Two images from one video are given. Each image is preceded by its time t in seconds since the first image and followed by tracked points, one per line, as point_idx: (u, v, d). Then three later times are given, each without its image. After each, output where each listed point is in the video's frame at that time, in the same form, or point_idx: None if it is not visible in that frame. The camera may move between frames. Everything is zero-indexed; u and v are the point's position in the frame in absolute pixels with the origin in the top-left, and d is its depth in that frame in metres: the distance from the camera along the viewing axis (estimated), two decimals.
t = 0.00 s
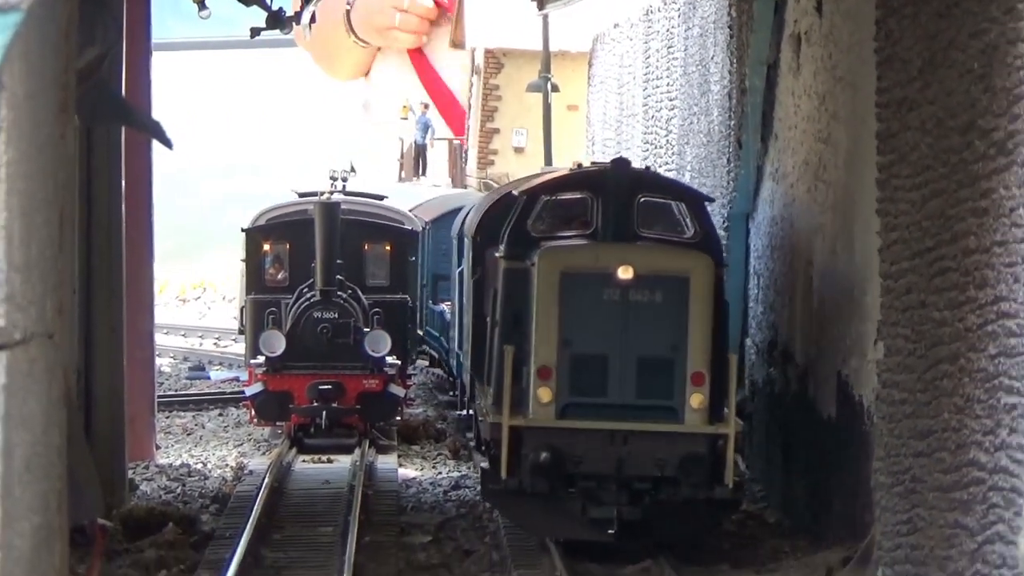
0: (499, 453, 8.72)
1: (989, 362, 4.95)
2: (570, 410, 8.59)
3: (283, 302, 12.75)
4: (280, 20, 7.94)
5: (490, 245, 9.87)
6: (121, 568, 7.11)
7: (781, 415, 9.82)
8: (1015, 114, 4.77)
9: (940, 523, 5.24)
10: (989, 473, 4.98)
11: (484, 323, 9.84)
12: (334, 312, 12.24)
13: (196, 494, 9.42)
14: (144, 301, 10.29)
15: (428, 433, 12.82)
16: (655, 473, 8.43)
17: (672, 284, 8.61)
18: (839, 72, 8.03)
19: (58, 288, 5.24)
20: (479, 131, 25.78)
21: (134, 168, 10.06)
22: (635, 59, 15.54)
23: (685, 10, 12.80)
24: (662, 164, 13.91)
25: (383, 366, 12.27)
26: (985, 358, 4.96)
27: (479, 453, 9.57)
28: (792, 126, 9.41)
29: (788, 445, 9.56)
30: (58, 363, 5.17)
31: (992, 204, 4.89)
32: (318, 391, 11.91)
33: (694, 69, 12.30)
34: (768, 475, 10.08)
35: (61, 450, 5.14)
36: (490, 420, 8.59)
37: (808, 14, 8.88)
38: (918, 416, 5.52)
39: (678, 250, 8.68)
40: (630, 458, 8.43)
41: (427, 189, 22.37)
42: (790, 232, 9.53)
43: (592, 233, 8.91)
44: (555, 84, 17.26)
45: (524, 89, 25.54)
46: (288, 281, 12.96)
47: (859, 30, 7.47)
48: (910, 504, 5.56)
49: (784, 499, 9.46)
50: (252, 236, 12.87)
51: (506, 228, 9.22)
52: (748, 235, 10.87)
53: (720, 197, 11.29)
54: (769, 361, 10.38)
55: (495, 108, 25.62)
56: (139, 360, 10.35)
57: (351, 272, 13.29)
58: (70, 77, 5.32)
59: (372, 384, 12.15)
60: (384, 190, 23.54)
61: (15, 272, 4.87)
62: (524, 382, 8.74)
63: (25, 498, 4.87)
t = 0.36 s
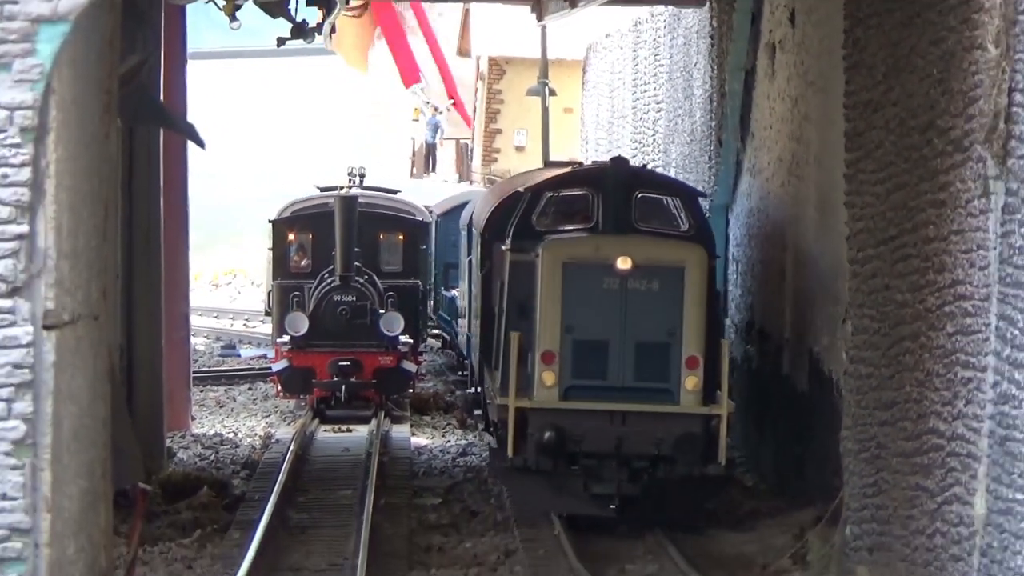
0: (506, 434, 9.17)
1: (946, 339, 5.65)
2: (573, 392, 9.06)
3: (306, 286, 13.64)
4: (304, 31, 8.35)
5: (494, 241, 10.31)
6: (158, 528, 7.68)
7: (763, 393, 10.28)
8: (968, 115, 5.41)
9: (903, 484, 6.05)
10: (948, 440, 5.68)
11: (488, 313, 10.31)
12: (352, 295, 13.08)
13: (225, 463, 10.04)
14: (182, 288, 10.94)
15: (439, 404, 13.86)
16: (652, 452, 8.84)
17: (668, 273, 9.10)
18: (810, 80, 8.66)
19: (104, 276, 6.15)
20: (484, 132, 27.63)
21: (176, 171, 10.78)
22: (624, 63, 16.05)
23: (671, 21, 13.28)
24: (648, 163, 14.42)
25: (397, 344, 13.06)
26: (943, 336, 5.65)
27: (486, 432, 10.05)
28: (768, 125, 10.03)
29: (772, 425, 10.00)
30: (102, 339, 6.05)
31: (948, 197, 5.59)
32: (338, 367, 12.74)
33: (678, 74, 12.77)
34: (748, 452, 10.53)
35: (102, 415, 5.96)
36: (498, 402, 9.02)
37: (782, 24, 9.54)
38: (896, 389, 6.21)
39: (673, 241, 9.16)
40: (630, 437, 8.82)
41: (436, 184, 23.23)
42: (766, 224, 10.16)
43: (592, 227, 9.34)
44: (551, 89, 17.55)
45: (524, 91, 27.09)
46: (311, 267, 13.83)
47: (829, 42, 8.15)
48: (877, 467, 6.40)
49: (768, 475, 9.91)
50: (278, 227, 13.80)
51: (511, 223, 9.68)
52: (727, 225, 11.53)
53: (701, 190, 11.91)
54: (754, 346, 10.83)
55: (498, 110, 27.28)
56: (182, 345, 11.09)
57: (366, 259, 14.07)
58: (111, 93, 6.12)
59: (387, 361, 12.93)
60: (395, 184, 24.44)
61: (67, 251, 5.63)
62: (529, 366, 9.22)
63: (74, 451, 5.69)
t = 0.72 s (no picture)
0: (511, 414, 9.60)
1: (909, 318, 6.52)
2: (574, 375, 9.54)
3: (326, 271, 14.31)
4: (323, 38, 8.76)
5: (498, 236, 10.79)
6: (192, 492, 8.31)
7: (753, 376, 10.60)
8: (928, 114, 6.24)
9: (871, 450, 6.91)
10: (912, 410, 6.51)
11: (495, 303, 10.80)
12: (368, 280, 13.91)
13: (253, 433, 10.67)
14: (211, 268, 11.65)
15: (447, 378, 14.86)
16: (650, 430, 9.27)
17: (663, 262, 9.59)
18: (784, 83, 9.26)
19: (142, 263, 6.79)
20: (485, 131, 28.74)
21: (207, 166, 11.43)
22: (614, 66, 16.61)
23: (657, 29, 13.88)
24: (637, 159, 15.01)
25: (408, 324, 14.03)
26: (907, 315, 6.52)
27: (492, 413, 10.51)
28: (747, 125, 10.61)
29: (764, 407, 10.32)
30: (138, 322, 6.73)
31: (912, 188, 6.45)
32: (355, 345, 13.65)
33: (664, 77, 13.35)
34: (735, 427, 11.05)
35: (134, 393, 6.62)
36: (503, 384, 9.49)
37: (759, 31, 10.09)
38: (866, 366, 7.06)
39: (667, 231, 9.66)
40: (628, 417, 9.29)
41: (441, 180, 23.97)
42: (745, 218, 10.81)
43: (592, 219, 9.82)
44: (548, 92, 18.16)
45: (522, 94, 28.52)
46: (330, 254, 14.62)
47: (803, 47, 8.75)
48: (846, 435, 7.29)
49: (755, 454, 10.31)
50: (300, 217, 14.63)
51: (516, 215, 10.17)
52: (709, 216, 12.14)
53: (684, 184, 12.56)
54: (744, 331, 11.20)
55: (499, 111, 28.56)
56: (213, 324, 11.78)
57: (380, 248, 14.85)
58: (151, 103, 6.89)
59: (399, 339, 13.91)
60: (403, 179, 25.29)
61: (108, 241, 6.23)
62: (533, 351, 9.68)
63: (116, 425, 6.33)
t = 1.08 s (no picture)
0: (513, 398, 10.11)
1: (875, 300, 7.35)
2: (575, 360, 10.03)
3: (341, 258, 15.57)
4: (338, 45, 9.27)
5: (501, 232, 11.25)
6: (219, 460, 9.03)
7: (741, 362, 11.05)
8: (892, 113, 7.03)
9: (840, 422, 7.75)
10: (877, 383, 7.34)
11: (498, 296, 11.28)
12: (379, 266, 15.20)
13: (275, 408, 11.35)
14: (235, 260, 12.30)
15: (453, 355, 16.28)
16: (645, 413, 9.81)
17: (658, 253, 10.10)
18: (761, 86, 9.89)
19: (172, 249, 7.30)
20: (486, 129, 29.43)
21: (233, 163, 12.04)
22: (604, 69, 17.16)
23: (643, 36, 14.47)
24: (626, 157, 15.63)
25: (417, 307, 15.31)
26: (873, 297, 7.35)
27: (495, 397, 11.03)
28: (723, 123, 11.24)
29: (754, 393, 10.75)
30: (168, 304, 7.16)
31: (877, 180, 7.26)
32: (368, 325, 14.91)
33: (650, 81, 13.97)
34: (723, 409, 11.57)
35: (168, 368, 7.11)
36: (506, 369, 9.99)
37: (737, 38, 10.70)
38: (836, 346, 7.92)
39: (660, 224, 10.19)
40: (625, 399, 9.83)
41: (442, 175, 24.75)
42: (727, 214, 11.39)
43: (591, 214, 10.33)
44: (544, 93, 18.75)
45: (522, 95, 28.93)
46: (345, 242, 15.73)
47: (777, 53, 9.43)
48: (817, 408, 8.19)
49: (745, 435, 10.82)
50: (318, 208, 15.76)
51: (517, 211, 10.69)
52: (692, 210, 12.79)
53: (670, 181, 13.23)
54: (728, 318, 11.85)
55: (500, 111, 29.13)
56: (237, 312, 12.36)
57: (391, 238, 15.97)
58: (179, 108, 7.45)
59: (409, 320, 15.15)
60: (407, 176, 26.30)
61: (141, 229, 6.76)
62: (534, 337, 10.17)
63: (150, 397, 6.86)
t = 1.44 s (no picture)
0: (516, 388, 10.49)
1: (847, 287, 8.28)
2: (575, 350, 10.47)
3: (355, 250, 17.41)
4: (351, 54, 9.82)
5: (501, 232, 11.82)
6: (243, 436, 9.91)
7: (726, 352, 11.66)
8: (861, 115, 7.94)
9: (816, 400, 8.73)
10: (849, 363, 8.27)
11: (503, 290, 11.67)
12: (390, 258, 17.20)
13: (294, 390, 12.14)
14: (258, 257, 12.80)
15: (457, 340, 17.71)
16: (644, 400, 10.15)
17: (655, 247, 10.50)
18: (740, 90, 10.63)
19: (199, 242, 7.87)
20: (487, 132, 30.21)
21: (257, 164, 12.63)
22: (596, 77, 17.76)
23: (631, 45, 15.08)
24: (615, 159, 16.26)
25: (424, 295, 17.04)
26: (845, 284, 8.28)
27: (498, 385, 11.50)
28: (706, 126, 11.89)
29: (744, 383, 11.15)
30: (195, 293, 7.73)
31: (847, 176, 8.20)
32: (380, 312, 16.62)
33: (638, 88, 14.60)
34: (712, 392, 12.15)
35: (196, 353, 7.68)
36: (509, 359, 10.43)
37: (717, 47, 11.34)
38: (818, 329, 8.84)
39: (656, 219, 10.57)
40: (624, 388, 10.17)
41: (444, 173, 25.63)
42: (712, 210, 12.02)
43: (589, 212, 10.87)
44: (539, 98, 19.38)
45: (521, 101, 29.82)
46: (358, 236, 17.57)
47: (754, 63, 10.18)
48: (793, 386, 9.34)
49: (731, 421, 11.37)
50: (333, 205, 17.64)
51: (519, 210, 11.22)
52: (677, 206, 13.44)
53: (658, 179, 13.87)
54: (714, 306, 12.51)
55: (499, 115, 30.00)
56: (259, 303, 12.93)
57: (400, 232, 17.62)
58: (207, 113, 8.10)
59: (417, 307, 16.83)
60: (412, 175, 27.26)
61: (171, 225, 7.32)
62: (536, 329, 10.65)
63: (177, 377, 7.40)
